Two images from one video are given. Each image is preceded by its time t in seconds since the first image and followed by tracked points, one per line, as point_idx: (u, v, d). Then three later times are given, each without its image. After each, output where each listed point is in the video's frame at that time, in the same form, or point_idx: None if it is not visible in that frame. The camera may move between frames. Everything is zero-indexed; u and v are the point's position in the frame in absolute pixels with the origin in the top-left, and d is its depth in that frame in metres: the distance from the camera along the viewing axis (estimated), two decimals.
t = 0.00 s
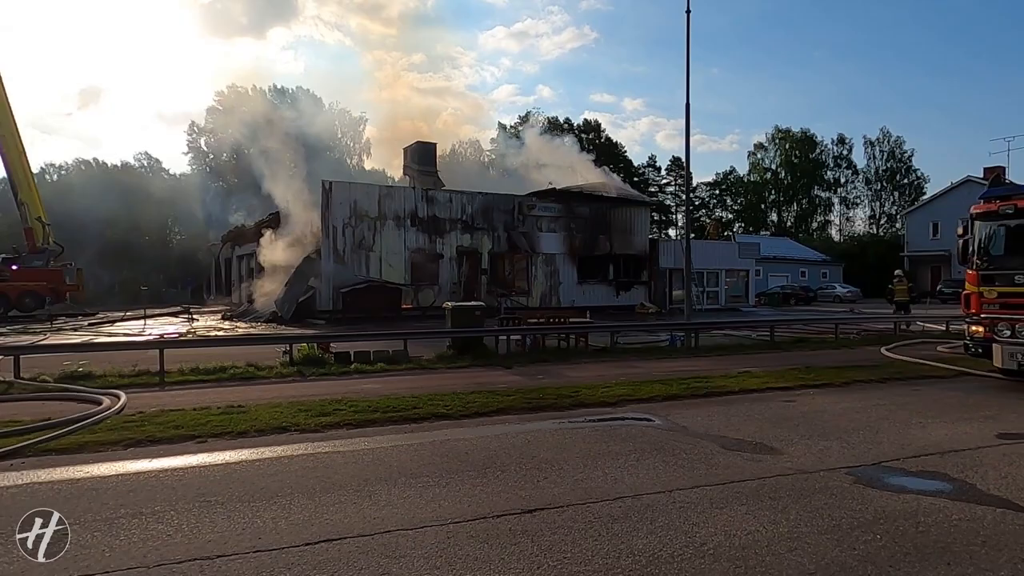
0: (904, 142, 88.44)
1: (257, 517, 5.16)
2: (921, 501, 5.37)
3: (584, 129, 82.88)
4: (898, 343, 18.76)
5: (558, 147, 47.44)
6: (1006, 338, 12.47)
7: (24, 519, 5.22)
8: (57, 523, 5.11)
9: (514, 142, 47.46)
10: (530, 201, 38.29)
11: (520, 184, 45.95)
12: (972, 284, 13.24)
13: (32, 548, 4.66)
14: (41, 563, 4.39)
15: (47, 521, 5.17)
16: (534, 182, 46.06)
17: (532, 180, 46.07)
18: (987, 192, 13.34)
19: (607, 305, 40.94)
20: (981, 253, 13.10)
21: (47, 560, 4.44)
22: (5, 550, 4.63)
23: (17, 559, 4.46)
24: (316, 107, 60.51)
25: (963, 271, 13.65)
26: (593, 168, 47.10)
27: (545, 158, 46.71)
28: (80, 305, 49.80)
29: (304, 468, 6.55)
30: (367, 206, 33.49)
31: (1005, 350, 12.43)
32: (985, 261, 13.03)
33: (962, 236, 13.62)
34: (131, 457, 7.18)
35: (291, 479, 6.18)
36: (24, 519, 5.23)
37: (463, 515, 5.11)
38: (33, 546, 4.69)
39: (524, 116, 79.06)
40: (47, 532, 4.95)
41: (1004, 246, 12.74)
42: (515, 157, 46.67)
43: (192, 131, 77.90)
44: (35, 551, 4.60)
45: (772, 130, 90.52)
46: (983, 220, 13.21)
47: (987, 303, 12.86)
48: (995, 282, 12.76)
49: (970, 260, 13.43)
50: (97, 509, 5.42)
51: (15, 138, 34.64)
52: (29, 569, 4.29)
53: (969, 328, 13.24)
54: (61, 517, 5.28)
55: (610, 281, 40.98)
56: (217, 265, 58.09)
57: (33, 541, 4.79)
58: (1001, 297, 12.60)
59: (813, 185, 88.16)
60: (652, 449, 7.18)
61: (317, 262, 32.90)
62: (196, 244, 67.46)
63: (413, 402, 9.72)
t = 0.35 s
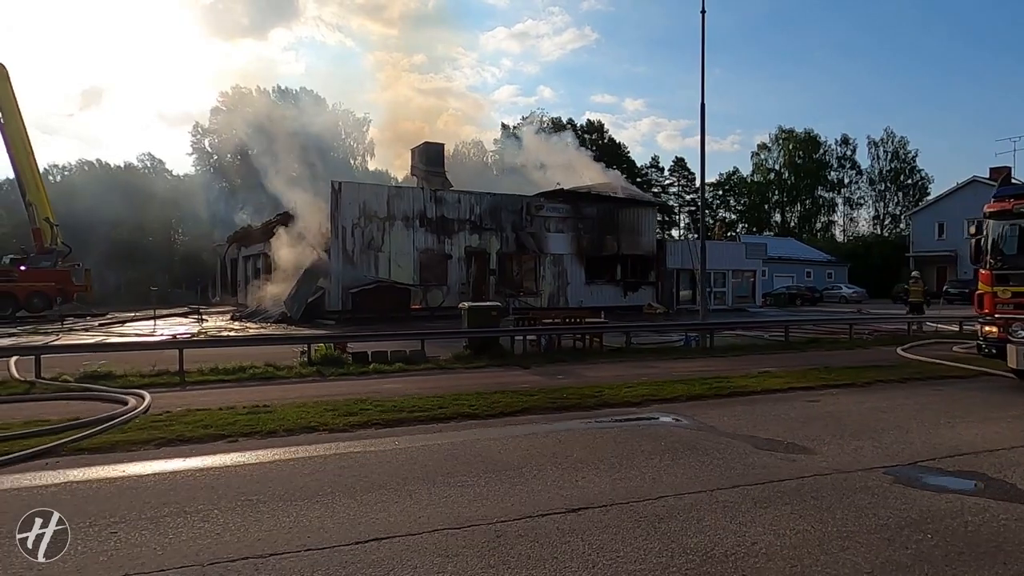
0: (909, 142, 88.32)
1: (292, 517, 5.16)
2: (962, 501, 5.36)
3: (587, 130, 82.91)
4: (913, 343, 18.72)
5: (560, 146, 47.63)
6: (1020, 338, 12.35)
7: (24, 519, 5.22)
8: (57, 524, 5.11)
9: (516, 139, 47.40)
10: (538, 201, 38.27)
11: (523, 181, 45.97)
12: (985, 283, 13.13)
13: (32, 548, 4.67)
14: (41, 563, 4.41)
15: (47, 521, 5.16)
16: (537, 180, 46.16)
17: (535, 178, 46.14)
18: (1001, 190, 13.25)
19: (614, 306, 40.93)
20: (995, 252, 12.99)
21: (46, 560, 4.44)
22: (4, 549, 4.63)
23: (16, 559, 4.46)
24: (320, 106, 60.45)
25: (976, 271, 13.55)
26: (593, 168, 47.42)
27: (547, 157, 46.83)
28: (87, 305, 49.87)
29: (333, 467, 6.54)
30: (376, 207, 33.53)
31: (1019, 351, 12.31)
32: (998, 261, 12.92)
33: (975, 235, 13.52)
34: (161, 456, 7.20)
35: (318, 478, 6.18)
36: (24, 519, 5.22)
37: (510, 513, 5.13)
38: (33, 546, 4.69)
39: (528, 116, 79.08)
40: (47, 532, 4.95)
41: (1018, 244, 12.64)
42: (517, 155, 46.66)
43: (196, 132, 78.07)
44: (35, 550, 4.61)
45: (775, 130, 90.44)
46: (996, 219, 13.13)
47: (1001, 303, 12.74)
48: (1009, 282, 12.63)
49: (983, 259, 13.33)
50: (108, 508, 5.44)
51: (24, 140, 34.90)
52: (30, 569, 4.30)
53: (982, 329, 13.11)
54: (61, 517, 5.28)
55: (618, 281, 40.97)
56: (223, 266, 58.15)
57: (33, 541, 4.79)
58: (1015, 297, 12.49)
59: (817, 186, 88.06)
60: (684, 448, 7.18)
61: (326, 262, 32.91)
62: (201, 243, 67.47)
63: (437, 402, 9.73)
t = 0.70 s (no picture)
0: (908, 139, 88.41)
1: (322, 517, 5.22)
2: (989, 500, 5.42)
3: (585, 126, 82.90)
4: (920, 340, 18.82)
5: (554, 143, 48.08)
6: None
7: (24, 519, 5.27)
8: (57, 524, 5.16)
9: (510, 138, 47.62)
10: (542, 199, 38.30)
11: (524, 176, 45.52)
12: (988, 281, 13.11)
13: (32, 547, 4.73)
14: (40, 563, 4.46)
15: (47, 521, 5.22)
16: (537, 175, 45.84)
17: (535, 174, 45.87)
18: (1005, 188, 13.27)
19: (617, 304, 41.01)
20: (997, 250, 12.97)
21: (47, 560, 4.51)
22: (4, 550, 4.68)
23: (17, 559, 4.52)
24: (322, 104, 60.60)
25: (979, 269, 13.56)
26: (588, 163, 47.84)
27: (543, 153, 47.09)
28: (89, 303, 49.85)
29: (359, 467, 6.60)
30: (381, 205, 33.59)
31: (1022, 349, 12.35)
32: (1001, 258, 12.89)
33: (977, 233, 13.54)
34: (187, 455, 7.26)
35: (340, 478, 6.24)
36: (25, 519, 5.28)
37: (543, 513, 5.19)
38: (33, 546, 4.75)
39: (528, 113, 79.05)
40: (47, 532, 5.00)
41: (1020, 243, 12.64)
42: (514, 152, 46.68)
43: (196, 130, 78.09)
44: (35, 551, 4.67)
45: (774, 127, 90.42)
46: (999, 216, 13.16)
47: (1004, 301, 12.72)
48: (1012, 280, 12.61)
49: (985, 257, 13.34)
50: (119, 507, 5.52)
51: (26, 139, 34.95)
52: (56, 568, 4.38)
53: (985, 327, 13.10)
54: (61, 516, 5.33)
55: (621, 278, 41.05)
56: (224, 263, 58.14)
57: (33, 541, 4.84)
58: (1019, 295, 12.46)
59: (816, 183, 88.15)
60: (707, 447, 7.25)
61: (331, 260, 32.96)
62: (202, 241, 67.39)
63: (455, 400, 9.79)
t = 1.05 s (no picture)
0: (911, 136, 88.23)
1: (363, 507, 5.32)
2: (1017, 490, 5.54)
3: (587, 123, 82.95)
4: (930, 337, 18.91)
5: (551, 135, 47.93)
6: None
7: (24, 519, 5.17)
8: (57, 523, 5.06)
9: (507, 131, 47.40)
10: (549, 196, 38.39)
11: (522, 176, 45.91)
12: (993, 279, 13.14)
13: (32, 547, 4.62)
14: (40, 563, 4.36)
15: (47, 521, 5.11)
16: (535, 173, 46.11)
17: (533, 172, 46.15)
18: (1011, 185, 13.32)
19: (623, 300, 41.10)
20: (1003, 248, 13.03)
21: (46, 560, 4.39)
22: (3, 550, 4.57)
23: (16, 559, 4.41)
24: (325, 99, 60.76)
25: (984, 266, 13.61)
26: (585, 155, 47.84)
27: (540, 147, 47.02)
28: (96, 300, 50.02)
29: (391, 460, 6.70)
30: (389, 202, 33.71)
31: None
32: (1006, 256, 12.94)
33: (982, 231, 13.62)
34: (219, 448, 7.36)
35: (372, 472, 6.34)
36: (24, 519, 5.16)
37: (583, 503, 5.31)
38: (33, 546, 4.64)
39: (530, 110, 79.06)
40: (47, 532, 4.90)
41: None
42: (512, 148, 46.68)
43: (199, 126, 78.30)
44: (35, 551, 4.55)
45: (777, 124, 90.14)
46: (1004, 213, 13.23)
47: (1008, 298, 12.80)
48: (1017, 278, 12.64)
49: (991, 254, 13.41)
50: (147, 501, 5.56)
51: (35, 136, 35.11)
52: (107, 557, 4.44)
53: (989, 325, 13.15)
54: (61, 517, 5.22)
55: (627, 275, 41.15)
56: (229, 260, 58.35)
57: (33, 541, 4.73)
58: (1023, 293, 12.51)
59: (819, 180, 88.17)
60: (733, 440, 7.37)
61: (340, 257, 33.09)
62: (208, 236, 67.39)
63: (478, 395, 9.92)
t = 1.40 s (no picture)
0: (922, 132, 87.77)
1: (409, 502, 5.43)
2: None
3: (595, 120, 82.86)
4: (947, 334, 18.91)
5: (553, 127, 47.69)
6: None
7: (23, 519, 5.16)
8: (57, 523, 5.06)
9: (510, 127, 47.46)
10: (560, 194, 38.48)
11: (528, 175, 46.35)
12: (1005, 277, 13.37)
13: (32, 547, 4.63)
14: (40, 564, 4.35)
15: (47, 521, 5.11)
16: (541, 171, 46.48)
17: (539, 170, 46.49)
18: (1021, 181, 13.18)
19: (635, 299, 41.14)
20: (1015, 246, 13.16)
21: (45, 560, 4.40)
22: (4, 550, 4.57)
23: (18, 559, 4.42)
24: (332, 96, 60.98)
25: (994, 263, 13.82)
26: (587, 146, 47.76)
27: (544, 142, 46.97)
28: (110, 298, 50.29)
29: (430, 457, 6.83)
30: (402, 200, 33.87)
31: None
32: (1017, 254, 13.14)
33: (994, 228, 13.61)
34: (255, 445, 7.50)
35: (409, 468, 6.46)
36: (24, 519, 5.16)
37: (624, 499, 5.43)
38: (33, 546, 4.65)
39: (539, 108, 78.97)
40: (47, 532, 4.90)
41: None
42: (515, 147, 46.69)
43: (209, 125, 78.71)
44: (36, 550, 4.57)
45: (786, 120, 89.85)
46: (1015, 211, 13.16)
47: (1020, 297, 13.08)
48: None
49: (1002, 252, 13.54)
50: (182, 497, 5.65)
51: (50, 135, 35.38)
52: (153, 550, 4.52)
53: (1001, 323, 13.59)
54: (61, 516, 5.22)
55: (638, 273, 41.18)
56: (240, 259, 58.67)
57: (34, 541, 4.73)
58: None
59: (828, 177, 87.84)
60: (763, 438, 7.45)
61: (353, 255, 33.25)
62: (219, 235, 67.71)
63: (504, 393, 10.01)
